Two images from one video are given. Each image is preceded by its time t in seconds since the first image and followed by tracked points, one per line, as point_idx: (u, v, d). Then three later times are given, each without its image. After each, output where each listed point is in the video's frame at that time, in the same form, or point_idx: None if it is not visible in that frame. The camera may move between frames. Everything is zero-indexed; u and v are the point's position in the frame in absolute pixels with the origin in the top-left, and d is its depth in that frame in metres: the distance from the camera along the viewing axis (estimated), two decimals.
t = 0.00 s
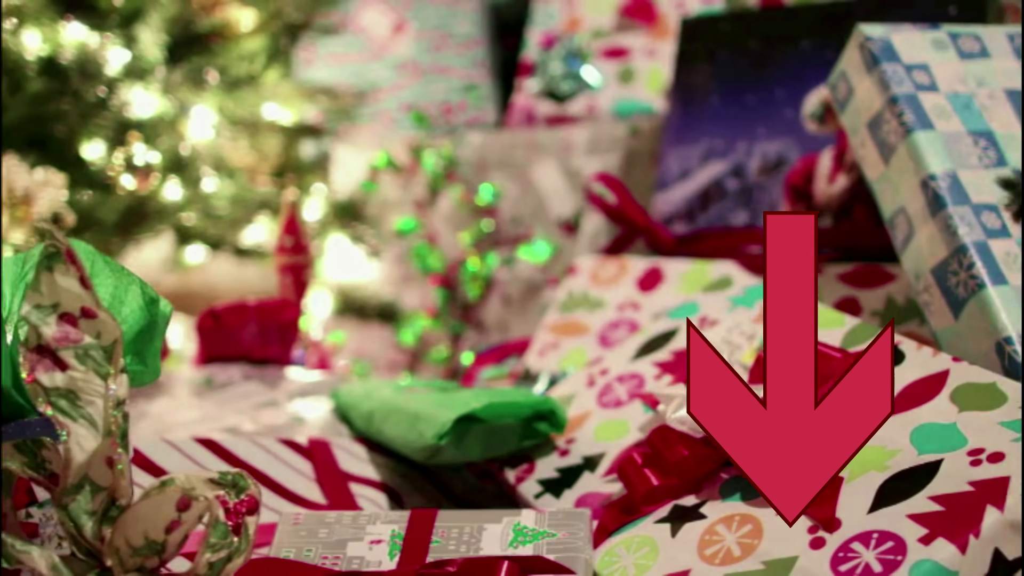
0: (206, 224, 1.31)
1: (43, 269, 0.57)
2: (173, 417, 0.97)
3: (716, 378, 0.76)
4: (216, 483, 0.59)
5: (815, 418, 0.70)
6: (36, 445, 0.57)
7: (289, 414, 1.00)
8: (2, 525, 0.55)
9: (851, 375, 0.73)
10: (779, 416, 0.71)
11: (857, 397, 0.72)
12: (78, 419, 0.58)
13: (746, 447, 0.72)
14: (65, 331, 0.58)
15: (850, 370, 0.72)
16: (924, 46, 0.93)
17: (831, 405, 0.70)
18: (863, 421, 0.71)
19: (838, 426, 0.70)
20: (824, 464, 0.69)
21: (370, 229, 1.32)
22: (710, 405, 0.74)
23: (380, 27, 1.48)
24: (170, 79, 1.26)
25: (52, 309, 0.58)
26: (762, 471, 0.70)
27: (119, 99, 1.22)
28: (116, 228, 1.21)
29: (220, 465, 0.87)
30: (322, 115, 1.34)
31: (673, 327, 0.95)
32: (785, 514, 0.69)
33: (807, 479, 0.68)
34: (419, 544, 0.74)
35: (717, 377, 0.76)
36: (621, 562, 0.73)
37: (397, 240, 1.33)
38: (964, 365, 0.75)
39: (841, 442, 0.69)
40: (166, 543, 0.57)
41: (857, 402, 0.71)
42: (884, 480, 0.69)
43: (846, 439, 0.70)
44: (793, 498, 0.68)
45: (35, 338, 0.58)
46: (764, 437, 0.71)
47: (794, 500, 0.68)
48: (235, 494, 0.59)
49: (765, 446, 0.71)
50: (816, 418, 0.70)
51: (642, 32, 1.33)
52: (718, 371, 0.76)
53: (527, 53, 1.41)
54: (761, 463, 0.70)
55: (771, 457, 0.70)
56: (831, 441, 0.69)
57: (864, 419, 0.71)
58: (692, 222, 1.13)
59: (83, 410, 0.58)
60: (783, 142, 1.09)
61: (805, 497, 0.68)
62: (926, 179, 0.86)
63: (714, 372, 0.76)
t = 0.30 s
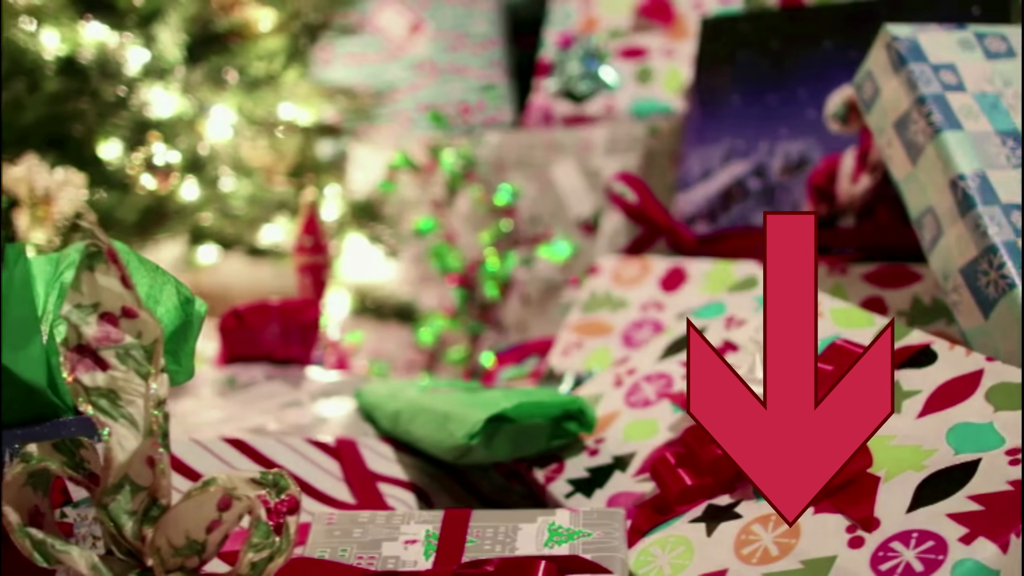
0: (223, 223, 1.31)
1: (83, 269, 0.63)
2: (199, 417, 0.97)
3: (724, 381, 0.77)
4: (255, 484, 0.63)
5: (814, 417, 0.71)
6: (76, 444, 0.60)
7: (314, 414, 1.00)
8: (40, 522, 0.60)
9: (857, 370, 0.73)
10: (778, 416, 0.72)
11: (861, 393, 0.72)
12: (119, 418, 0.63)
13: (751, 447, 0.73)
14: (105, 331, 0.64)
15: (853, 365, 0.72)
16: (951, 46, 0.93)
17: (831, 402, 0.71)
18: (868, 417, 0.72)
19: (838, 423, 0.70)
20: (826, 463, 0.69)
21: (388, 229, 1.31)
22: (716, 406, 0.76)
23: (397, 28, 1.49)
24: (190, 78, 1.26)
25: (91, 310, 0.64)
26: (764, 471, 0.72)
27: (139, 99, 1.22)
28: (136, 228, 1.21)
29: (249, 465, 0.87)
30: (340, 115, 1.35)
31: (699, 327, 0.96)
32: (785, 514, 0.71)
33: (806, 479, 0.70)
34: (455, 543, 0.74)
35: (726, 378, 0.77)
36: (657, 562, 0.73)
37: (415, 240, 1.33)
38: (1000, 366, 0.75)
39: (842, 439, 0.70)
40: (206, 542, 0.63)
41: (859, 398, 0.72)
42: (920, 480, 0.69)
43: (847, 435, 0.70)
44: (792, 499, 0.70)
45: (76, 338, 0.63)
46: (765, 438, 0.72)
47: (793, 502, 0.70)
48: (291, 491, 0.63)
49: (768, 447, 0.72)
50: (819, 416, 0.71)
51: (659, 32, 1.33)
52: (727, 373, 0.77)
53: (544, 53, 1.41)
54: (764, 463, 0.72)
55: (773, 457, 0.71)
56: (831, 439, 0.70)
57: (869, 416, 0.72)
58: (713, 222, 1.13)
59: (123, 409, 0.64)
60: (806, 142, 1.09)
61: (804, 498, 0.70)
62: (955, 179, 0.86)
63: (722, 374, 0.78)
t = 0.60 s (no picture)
0: (241, 224, 1.31)
1: (125, 269, 0.59)
2: (225, 417, 0.97)
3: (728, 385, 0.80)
4: (296, 486, 0.58)
5: (815, 418, 0.73)
6: (115, 444, 0.58)
7: (340, 413, 1.00)
8: (80, 522, 0.57)
9: (860, 371, 0.75)
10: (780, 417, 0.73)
11: (862, 395, 0.74)
12: (160, 419, 0.59)
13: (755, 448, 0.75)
14: (148, 331, 0.60)
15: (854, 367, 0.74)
16: (978, 47, 0.92)
17: (832, 404, 0.72)
18: (870, 418, 0.74)
19: (837, 425, 0.72)
20: (823, 464, 0.72)
21: (407, 228, 1.34)
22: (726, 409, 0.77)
23: (414, 27, 1.51)
24: (210, 78, 1.26)
25: (133, 309, 0.60)
26: (767, 471, 0.73)
27: (160, 99, 1.24)
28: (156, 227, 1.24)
29: (277, 464, 0.86)
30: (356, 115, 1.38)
31: (727, 327, 0.96)
32: (786, 514, 0.72)
33: (807, 480, 0.72)
34: (491, 543, 0.74)
35: (735, 383, 0.78)
36: (693, 562, 0.73)
37: (434, 240, 1.35)
38: None
39: (842, 440, 0.72)
40: (249, 544, 0.58)
41: (859, 400, 0.74)
42: (960, 479, 0.69)
43: (849, 436, 0.72)
44: (793, 498, 0.72)
45: (118, 337, 0.59)
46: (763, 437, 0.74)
47: (794, 501, 0.72)
48: (337, 490, 0.60)
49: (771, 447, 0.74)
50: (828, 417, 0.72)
51: (677, 32, 1.33)
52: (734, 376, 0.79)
53: (561, 53, 1.42)
54: (766, 463, 0.73)
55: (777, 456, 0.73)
56: (830, 441, 0.72)
57: (870, 417, 0.73)
58: (735, 222, 1.13)
59: (165, 409, 0.60)
60: (829, 142, 1.09)
61: (805, 497, 0.72)
62: (984, 179, 0.85)
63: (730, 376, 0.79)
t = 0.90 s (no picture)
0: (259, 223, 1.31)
1: (168, 268, 0.59)
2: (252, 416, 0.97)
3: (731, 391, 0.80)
4: (334, 488, 0.56)
5: (816, 418, 0.73)
6: (154, 443, 0.60)
7: (366, 413, 1.01)
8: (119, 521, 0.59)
9: (857, 376, 0.75)
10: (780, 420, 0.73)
11: (860, 399, 0.74)
12: (201, 417, 0.59)
13: (753, 451, 0.74)
14: (189, 331, 0.60)
15: (851, 371, 0.74)
16: (1006, 47, 0.92)
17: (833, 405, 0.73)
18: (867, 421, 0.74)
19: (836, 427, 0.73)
20: (824, 466, 0.72)
21: (426, 228, 1.34)
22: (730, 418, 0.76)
23: (432, 27, 1.53)
24: (230, 78, 1.28)
25: (175, 308, 0.60)
26: (764, 471, 0.73)
27: (179, 99, 1.24)
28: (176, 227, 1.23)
29: (307, 463, 0.86)
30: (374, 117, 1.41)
31: (754, 327, 0.96)
32: (786, 514, 0.71)
33: (806, 481, 0.71)
34: (527, 542, 0.74)
35: (741, 390, 0.79)
36: (730, 561, 0.72)
37: (453, 239, 1.35)
38: None
39: (841, 443, 0.72)
40: (292, 543, 0.57)
41: (856, 404, 0.74)
42: (998, 480, 0.70)
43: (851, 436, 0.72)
44: (793, 497, 0.71)
45: (159, 337, 0.59)
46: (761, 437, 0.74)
47: (794, 503, 0.71)
48: (378, 489, 0.57)
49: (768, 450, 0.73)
50: (829, 418, 0.73)
51: (695, 32, 1.33)
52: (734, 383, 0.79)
53: (579, 53, 1.42)
54: (763, 464, 0.73)
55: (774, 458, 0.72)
56: (834, 441, 0.72)
57: (869, 418, 0.73)
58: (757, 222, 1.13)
59: (207, 408, 0.60)
60: (852, 142, 1.09)
61: (804, 499, 0.71)
62: (1014, 179, 0.85)
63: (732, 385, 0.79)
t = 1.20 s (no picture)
0: (279, 223, 1.32)
1: (216, 266, 0.54)
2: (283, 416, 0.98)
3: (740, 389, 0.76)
4: (381, 489, 0.54)
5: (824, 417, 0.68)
6: (199, 443, 0.59)
7: (395, 413, 1.01)
8: (166, 522, 0.57)
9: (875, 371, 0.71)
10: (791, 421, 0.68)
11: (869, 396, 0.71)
12: (249, 417, 0.54)
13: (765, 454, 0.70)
14: (236, 330, 0.54)
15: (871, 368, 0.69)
16: None
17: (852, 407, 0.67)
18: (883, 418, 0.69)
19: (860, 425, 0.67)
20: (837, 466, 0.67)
21: (445, 228, 1.35)
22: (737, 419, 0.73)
23: (451, 27, 1.54)
24: (253, 78, 1.30)
25: (222, 307, 0.54)
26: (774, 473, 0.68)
27: (203, 98, 1.26)
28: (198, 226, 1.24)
29: (339, 462, 0.86)
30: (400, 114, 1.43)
31: (784, 327, 0.96)
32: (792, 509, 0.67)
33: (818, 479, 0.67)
34: (568, 542, 0.74)
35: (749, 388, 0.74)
36: (770, 561, 0.73)
37: (474, 240, 1.37)
38: None
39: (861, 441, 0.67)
40: (338, 543, 0.55)
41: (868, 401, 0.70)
42: None
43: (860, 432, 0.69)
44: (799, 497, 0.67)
45: (205, 336, 0.54)
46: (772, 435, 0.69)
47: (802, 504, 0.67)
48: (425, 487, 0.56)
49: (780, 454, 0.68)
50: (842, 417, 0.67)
51: (715, 32, 1.33)
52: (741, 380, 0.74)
53: (598, 53, 1.42)
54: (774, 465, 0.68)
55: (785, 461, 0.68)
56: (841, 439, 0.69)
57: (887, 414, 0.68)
58: (782, 222, 1.14)
59: (253, 408, 0.54)
60: (876, 142, 1.09)
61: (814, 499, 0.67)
62: None
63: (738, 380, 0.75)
